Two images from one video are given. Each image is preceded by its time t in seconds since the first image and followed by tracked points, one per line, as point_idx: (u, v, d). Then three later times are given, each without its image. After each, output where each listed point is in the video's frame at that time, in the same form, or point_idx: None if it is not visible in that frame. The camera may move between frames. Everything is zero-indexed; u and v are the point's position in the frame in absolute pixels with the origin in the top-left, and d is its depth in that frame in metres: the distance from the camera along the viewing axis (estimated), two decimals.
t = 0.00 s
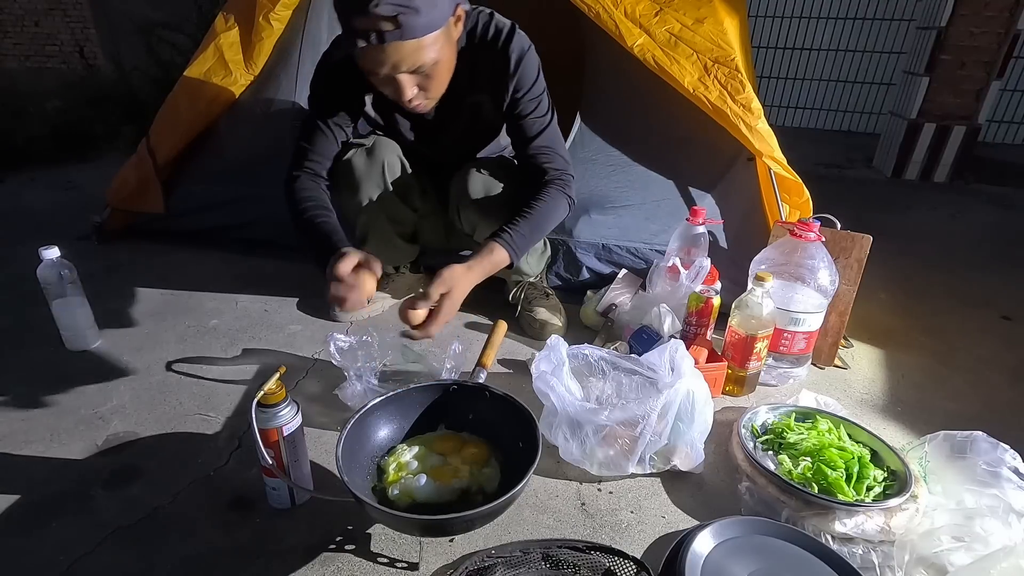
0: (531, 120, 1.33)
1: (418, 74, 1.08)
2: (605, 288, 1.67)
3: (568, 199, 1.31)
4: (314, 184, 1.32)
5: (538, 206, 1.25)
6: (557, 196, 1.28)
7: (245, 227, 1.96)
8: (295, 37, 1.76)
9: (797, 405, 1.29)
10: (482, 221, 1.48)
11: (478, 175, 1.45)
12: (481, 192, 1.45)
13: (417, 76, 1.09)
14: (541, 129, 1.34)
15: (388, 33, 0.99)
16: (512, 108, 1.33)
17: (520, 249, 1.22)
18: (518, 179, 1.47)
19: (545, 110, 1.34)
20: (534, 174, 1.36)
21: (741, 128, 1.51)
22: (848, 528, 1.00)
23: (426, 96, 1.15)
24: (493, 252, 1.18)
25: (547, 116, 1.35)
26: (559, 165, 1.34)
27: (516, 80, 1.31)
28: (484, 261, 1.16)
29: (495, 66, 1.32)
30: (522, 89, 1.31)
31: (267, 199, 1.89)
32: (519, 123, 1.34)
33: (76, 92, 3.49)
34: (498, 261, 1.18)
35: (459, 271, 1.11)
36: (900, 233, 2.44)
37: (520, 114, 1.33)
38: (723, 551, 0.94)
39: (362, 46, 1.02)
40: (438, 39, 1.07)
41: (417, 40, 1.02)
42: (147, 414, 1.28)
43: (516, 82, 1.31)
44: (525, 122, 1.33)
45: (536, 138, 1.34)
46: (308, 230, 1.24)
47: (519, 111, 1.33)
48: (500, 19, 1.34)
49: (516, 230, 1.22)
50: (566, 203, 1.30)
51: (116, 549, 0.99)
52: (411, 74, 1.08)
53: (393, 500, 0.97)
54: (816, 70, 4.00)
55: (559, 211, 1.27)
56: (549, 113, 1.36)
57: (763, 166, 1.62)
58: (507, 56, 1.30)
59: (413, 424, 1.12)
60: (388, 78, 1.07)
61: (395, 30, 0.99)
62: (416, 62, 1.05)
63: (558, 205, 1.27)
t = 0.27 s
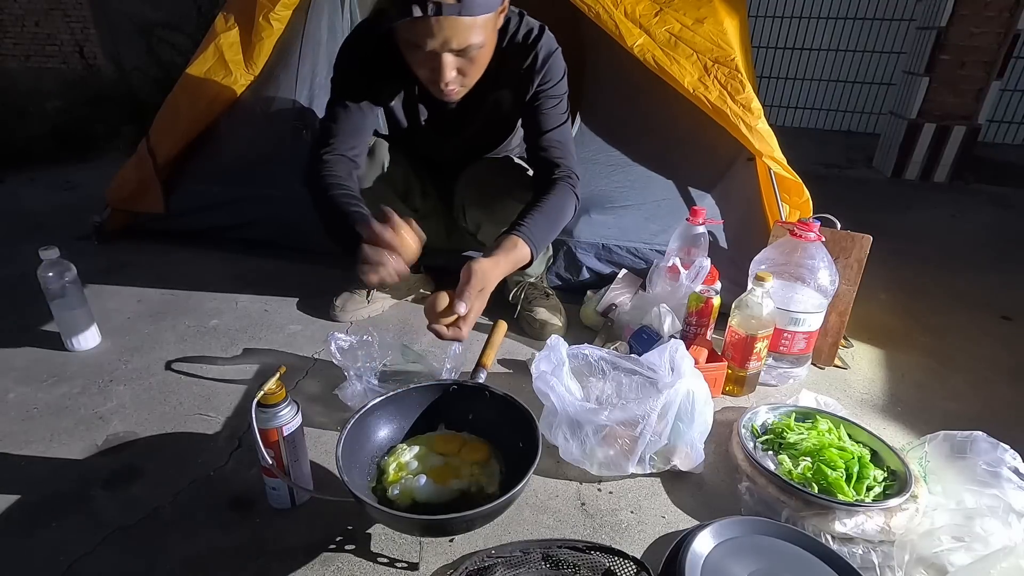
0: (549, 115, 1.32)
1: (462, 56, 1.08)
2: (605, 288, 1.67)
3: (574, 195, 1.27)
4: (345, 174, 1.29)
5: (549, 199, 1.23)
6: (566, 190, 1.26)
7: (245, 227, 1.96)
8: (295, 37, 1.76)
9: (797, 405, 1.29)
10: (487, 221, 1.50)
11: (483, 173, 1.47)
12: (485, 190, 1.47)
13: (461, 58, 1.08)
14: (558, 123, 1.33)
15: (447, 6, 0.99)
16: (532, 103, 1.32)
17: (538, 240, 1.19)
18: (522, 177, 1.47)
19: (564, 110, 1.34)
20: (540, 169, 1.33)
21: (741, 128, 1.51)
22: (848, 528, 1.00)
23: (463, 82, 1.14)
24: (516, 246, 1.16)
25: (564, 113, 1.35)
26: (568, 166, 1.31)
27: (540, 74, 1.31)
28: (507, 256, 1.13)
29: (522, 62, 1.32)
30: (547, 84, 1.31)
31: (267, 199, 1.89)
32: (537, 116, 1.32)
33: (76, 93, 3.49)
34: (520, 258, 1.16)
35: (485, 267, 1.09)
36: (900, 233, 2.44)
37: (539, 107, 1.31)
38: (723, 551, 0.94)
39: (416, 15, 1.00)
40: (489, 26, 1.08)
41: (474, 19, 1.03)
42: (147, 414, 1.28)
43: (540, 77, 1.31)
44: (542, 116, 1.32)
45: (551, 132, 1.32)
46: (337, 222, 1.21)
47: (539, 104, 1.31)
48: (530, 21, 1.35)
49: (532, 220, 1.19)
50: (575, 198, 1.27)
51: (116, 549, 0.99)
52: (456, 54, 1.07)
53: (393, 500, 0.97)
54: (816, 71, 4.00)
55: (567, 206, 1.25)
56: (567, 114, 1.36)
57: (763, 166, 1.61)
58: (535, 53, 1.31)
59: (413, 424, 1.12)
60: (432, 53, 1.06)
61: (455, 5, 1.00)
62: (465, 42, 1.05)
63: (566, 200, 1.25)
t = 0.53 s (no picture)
0: (570, 119, 1.27)
1: (490, 61, 1.04)
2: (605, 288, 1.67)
3: (592, 200, 1.23)
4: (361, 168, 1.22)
5: (569, 208, 1.19)
6: (586, 196, 1.22)
7: (245, 227, 1.96)
8: (295, 37, 1.76)
9: (797, 405, 1.29)
10: (490, 223, 1.50)
11: (487, 174, 1.47)
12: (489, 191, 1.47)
13: (488, 64, 1.04)
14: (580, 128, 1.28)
15: (481, 11, 0.96)
16: (552, 107, 1.27)
17: (559, 252, 1.14)
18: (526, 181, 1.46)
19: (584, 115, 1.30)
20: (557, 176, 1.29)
21: (741, 128, 1.51)
22: (848, 528, 1.00)
23: (487, 87, 1.10)
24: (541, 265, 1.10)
25: (584, 118, 1.30)
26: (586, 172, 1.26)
27: (560, 79, 1.26)
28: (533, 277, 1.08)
29: (541, 67, 1.27)
30: (568, 90, 1.26)
31: (267, 199, 1.89)
32: (557, 121, 1.27)
33: (76, 93, 3.49)
34: (546, 272, 1.11)
35: (515, 286, 1.04)
36: (900, 233, 2.44)
37: (560, 112, 1.27)
38: (723, 551, 0.94)
39: (449, 18, 0.97)
40: (520, 34, 1.04)
41: (507, 26, 0.99)
42: (147, 414, 1.28)
43: (560, 81, 1.26)
44: (562, 120, 1.28)
45: (572, 137, 1.28)
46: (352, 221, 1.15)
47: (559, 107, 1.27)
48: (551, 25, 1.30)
49: (555, 232, 1.15)
50: (593, 205, 1.23)
51: (116, 549, 0.99)
52: (485, 59, 1.03)
53: (393, 500, 0.97)
54: (816, 70, 4.00)
55: (587, 213, 1.21)
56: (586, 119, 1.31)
57: (763, 166, 1.62)
58: (555, 58, 1.26)
59: (413, 424, 1.12)
60: (461, 57, 1.02)
61: (489, 10, 0.96)
62: (496, 48, 1.01)
63: (586, 208, 1.21)
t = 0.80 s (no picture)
0: (579, 119, 1.25)
1: (498, 69, 1.03)
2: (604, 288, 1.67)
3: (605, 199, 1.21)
4: (359, 170, 1.20)
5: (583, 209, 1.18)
6: (598, 195, 1.21)
7: (245, 226, 1.96)
8: (295, 37, 1.76)
9: (797, 405, 1.29)
10: (491, 223, 1.49)
11: (487, 175, 1.46)
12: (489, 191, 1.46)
13: (497, 72, 1.03)
14: (588, 127, 1.26)
15: (492, 20, 0.95)
16: (561, 107, 1.26)
17: (581, 253, 1.14)
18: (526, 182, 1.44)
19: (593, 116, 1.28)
20: (569, 176, 1.26)
21: (741, 128, 1.51)
22: (848, 528, 1.00)
23: (494, 93, 1.09)
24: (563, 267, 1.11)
25: (593, 119, 1.28)
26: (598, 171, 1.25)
27: (568, 79, 1.25)
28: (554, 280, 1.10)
29: (548, 69, 1.26)
30: (576, 89, 1.25)
31: (267, 199, 1.89)
32: (565, 121, 1.26)
33: (76, 93, 3.49)
34: (567, 274, 1.11)
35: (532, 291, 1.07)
36: (900, 233, 2.44)
37: (568, 112, 1.25)
38: (723, 551, 0.94)
39: (459, 27, 0.96)
40: (528, 43, 1.03)
41: (516, 35, 0.98)
42: (147, 414, 1.28)
43: (568, 81, 1.25)
44: (571, 119, 1.25)
45: (582, 136, 1.26)
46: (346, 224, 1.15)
47: (567, 107, 1.25)
48: (557, 29, 1.30)
49: (572, 234, 1.15)
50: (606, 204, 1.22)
51: (116, 549, 0.99)
52: (493, 66, 1.02)
53: (393, 500, 0.97)
54: (816, 70, 4.00)
55: (601, 213, 1.20)
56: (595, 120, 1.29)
57: (763, 166, 1.62)
58: (562, 59, 1.25)
59: (413, 424, 1.12)
60: (469, 66, 1.01)
61: (500, 19, 0.95)
62: (505, 57, 1.00)
63: (600, 207, 1.19)
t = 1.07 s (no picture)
0: (581, 118, 1.25)
1: (501, 77, 1.03)
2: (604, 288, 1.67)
3: (609, 198, 1.19)
4: (361, 170, 1.16)
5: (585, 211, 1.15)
6: (602, 192, 1.19)
7: (245, 227, 1.96)
8: (295, 38, 1.76)
9: (797, 405, 1.29)
10: (490, 222, 1.49)
11: (486, 175, 1.45)
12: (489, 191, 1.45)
13: (501, 80, 1.03)
14: (591, 126, 1.25)
15: (496, 32, 0.94)
16: (563, 107, 1.26)
17: (586, 255, 1.11)
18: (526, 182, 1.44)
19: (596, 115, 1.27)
20: (570, 175, 1.24)
21: (741, 128, 1.51)
22: (848, 528, 1.00)
23: (497, 99, 1.09)
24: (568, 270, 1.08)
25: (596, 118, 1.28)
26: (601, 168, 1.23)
27: (569, 79, 1.26)
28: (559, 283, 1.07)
29: (549, 68, 1.27)
30: (577, 89, 1.25)
31: (267, 200, 1.89)
32: (567, 120, 1.26)
33: (76, 93, 3.49)
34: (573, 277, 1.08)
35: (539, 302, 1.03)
36: (899, 233, 2.44)
37: (570, 111, 1.25)
38: (723, 551, 0.94)
39: (463, 39, 0.95)
40: (531, 51, 1.03)
41: (520, 45, 0.98)
42: (147, 414, 1.28)
43: (569, 82, 1.26)
44: (573, 118, 1.25)
45: (584, 134, 1.25)
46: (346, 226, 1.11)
47: (569, 106, 1.25)
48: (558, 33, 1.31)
49: (578, 234, 1.12)
50: (610, 203, 1.20)
51: (116, 549, 0.99)
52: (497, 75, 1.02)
53: (393, 500, 0.97)
54: (816, 70, 4.00)
55: (605, 212, 1.18)
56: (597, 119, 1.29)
57: (763, 166, 1.62)
58: (563, 60, 1.26)
59: (413, 424, 1.12)
60: (473, 75, 1.00)
61: (503, 31, 0.95)
62: (508, 67, 1.00)
63: (604, 206, 1.17)
